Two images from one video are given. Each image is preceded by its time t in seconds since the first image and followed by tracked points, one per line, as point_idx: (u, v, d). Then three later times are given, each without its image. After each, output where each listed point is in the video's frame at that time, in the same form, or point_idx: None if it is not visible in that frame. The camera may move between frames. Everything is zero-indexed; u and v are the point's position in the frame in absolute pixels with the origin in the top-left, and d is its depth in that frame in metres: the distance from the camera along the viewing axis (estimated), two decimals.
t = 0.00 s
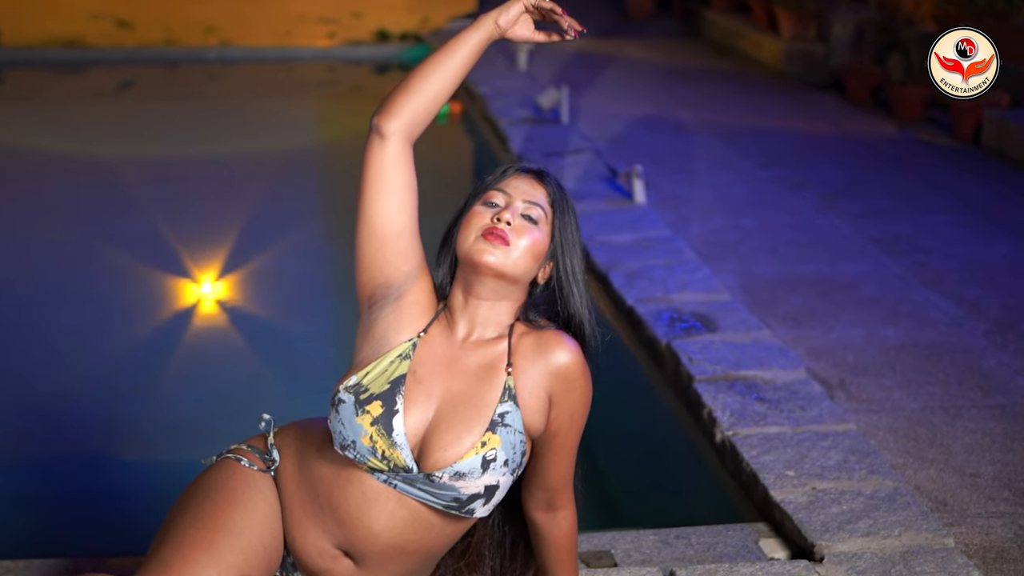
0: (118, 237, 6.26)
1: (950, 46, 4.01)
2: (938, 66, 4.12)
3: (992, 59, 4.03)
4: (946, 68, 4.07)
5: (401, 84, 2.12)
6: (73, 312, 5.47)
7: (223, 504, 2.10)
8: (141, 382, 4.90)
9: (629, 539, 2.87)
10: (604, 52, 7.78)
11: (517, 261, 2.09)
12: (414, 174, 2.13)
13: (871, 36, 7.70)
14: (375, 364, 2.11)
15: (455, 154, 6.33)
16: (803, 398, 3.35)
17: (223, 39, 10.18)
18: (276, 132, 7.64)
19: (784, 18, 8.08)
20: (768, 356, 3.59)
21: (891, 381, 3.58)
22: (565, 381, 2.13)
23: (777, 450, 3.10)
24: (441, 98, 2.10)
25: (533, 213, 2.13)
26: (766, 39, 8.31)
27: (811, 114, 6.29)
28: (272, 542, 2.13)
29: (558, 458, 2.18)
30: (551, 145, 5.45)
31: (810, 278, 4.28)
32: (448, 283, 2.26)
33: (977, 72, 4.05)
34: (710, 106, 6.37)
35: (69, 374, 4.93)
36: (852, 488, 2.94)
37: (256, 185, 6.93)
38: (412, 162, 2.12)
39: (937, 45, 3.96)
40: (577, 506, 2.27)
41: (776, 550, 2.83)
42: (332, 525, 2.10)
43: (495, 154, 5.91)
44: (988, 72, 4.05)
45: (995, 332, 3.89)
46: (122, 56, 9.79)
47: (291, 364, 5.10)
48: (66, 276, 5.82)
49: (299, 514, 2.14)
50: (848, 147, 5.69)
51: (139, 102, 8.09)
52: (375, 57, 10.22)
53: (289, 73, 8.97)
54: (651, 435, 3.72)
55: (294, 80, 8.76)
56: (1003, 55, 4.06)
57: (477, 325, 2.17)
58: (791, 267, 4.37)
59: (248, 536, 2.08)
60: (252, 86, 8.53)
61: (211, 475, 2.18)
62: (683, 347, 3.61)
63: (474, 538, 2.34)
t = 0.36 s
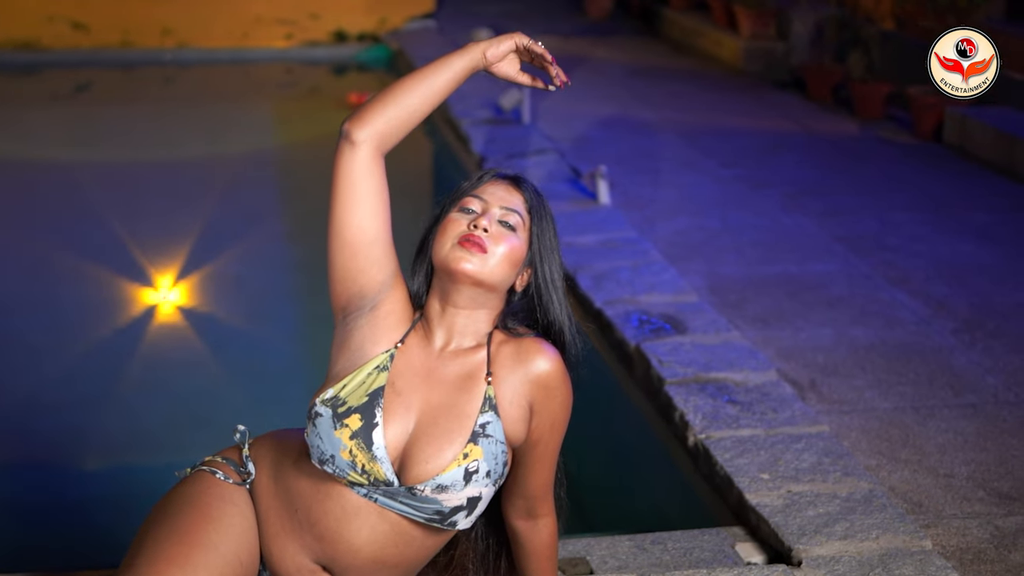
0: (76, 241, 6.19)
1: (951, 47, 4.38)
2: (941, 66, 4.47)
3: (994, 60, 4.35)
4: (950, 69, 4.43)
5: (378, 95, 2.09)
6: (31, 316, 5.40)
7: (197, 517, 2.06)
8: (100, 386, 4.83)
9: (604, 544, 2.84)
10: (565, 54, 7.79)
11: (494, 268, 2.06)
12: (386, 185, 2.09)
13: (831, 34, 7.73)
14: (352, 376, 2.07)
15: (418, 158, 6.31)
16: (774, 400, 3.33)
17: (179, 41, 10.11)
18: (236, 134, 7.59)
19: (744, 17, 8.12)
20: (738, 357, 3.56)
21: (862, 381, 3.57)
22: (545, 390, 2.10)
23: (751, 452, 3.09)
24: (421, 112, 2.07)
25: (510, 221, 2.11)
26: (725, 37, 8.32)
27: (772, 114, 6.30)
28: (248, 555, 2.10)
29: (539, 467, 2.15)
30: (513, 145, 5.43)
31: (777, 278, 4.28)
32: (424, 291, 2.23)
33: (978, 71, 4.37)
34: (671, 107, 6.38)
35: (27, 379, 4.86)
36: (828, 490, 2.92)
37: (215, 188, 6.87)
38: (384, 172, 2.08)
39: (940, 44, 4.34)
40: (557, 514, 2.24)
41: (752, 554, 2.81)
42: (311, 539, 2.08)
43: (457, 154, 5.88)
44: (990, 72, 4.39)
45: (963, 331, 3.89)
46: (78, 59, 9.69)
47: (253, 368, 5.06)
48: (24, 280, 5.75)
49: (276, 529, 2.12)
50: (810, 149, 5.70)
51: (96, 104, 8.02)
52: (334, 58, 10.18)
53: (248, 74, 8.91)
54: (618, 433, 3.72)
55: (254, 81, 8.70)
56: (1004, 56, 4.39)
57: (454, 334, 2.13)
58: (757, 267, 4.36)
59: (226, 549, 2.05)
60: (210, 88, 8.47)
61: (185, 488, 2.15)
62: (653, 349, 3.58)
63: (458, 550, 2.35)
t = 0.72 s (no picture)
0: (38, 245, 6.12)
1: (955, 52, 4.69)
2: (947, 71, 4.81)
3: (991, 60, 4.64)
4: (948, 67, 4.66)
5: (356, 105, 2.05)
6: None
7: (177, 523, 2.02)
8: (64, 391, 4.77)
9: (584, 546, 2.81)
10: (530, 52, 7.78)
11: (474, 271, 2.03)
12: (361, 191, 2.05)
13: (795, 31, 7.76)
14: (332, 382, 2.04)
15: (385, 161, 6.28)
16: (750, 399, 3.32)
17: (139, 43, 10.04)
18: (199, 136, 7.55)
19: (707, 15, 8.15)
20: (713, 356, 3.55)
21: (837, 378, 3.57)
22: (527, 392, 2.07)
23: (729, 451, 3.07)
24: (400, 123, 2.04)
25: (490, 223, 2.07)
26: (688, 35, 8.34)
27: (737, 112, 6.30)
28: (228, 564, 2.06)
29: (522, 471, 2.13)
30: (478, 145, 5.41)
31: (748, 276, 4.27)
32: (402, 295, 2.20)
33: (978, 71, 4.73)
34: (636, 106, 6.37)
35: None
36: (807, 489, 2.91)
37: (179, 190, 6.82)
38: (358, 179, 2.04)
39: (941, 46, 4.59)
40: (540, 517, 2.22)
41: (734, 554, 2.79)
42: (293, 547, 2.04)
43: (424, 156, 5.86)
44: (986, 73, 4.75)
45: (936, 327, 3.89)
46: (38, 62, 9.60)
47: (220, 372, 5.01)
48: None
49: (257, 537, 2.08)
50: (775, 147, 5.70)
51: (57, 107, 7.95)
52: (296, 58, 10.15)
53: (210, 76, 8.86)
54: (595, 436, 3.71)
55: (216, 83, 8.66)
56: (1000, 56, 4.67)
57: (434, 338, 2.10)
58: (728, 265, 4.35)
59: (207, 556, 2.01)
60: (172, 90, 8.42)
61: (163, 495, 2.11)
62: (626, 348, 3.56)
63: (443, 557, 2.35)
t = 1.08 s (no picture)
0: (9, 240, 6.06)
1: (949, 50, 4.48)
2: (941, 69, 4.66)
3: (991, 60, 4.38)
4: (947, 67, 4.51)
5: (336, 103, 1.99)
6: None
7: (167, 525, 1.96)
8: (37, 387, 4.72)
9: (575, 539, 2.79)
10: (503, 42, 7.78)
11: (467, 265, 1.97)
12: (344, 189, 1.97)
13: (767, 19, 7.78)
14: (324, 378, 1.96)
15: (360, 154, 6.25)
16: (737, 388, 3.31)
17: (109, 36, 9.97)
18: (171, 129, 7.50)
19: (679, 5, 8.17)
20: (698, 346, 3.54)
21: (822, 367, 3.55)
22: (521, 387, 2.00)
23: (717, 442, 3.05)
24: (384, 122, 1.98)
25: (481, 215, 2.02)
26: (662, 25, 8.36)
27: (712, 101, 6.30)
28: (221, 564, 2.00)
29: (515, 467, 2.07)
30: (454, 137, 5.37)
31: (730, 265, 4.25)
32: (394, 288, 2.12)
33: (976, 71, 4.53)
34: (611, 96, 6.37)
35: None
36: (798, 479, 2.89)
37: (152, 185, 6.78)
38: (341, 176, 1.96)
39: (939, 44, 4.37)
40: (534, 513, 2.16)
41: (725, 545, 2.78)
42: (287, 546, 1.98)
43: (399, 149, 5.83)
44: (986, 72, 4.52)
45: (919, 314, 3.88)
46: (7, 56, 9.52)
47: (195, 368, 4.97)
48: None
49: (250, 535, 2.02)
50: (751, 136, 5.70)
51: (27, 101, 7.89)
52: (266, 51, 10.11)
53: (181, 68, 8.81)
54: (584, 426, 3.68)
55: (187, 76, 8.62)
56: (1002, 56, 4.44)
57: (427, 333, 2.03)
58: (709, 254, 4.34)
59: (199, 558, 1.95)
60: (143, 83, 8.37)
61: (151, 496, 2.05)
62: (611, 339, 3.55)
63: (434, 550, 2.27)
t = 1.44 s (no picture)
0: None
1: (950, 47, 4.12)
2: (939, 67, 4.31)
3: (992, 60, 4.11)
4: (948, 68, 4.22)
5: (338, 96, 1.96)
6: None
7: (175, 519, 1.92)
8: (27, 372, 4.68)
9: (580, 526, 2.77)
10: (493, 25, 7.74)
11: (477, 253, 1.93)
12: (349, 179, 1.93)
13: None
14: (332, 373, 1.93)
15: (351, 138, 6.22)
16: (739, 372, 3.29)
17: (95, 21, 9.91)
18: (158, 113, 7.45)
19: None
20: (698, 330, 3.52)
21: (822, 351, 3.54)
22: (534, 376, 1.98)
23: (720, 427, 3.03)
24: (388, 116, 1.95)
25: (491, 203, 1.98)
26: (654, 7, 8.33)
27: (704, 83, 6.28)
28: (231, 558, 1.97)
29: (527, 456, 2.04)
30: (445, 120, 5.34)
31: (726, 248, 4.23)
32: (403, 276, 2.09)
33: (977, 71, 4.15)
34: (603, 78, 6.34)
35: None
36: (803, 464, 2.88)
37: (141, 169, 6.73)
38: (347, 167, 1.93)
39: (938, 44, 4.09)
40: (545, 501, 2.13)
41: (731, 530, 2.76)
42: (299, 538, 1.95)
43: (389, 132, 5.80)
44: (987, 72, 4.20)
45: (918, 297, 3.87)
46: None
47: (186, 353, 4.94)
48: None
49: (258, 527, 1.98)
50: (744, 118, 5.68)
51: (13, 85, 7.84)
52: (254, 34, 10.05)
53: (168, 52, 8.76)
54: (582, 412, 3.68)
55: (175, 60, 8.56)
56: (1005, 58, 4.14)
57: (438, 323, 2.00)
58: (705, 237, 4.32)
59: (208, 553, 1.92)
60: (130, 67, 8.31)
61: (157, 489, 2.01)
62: (609, 324, 3.53)
63: (436, 541, 2.24)
